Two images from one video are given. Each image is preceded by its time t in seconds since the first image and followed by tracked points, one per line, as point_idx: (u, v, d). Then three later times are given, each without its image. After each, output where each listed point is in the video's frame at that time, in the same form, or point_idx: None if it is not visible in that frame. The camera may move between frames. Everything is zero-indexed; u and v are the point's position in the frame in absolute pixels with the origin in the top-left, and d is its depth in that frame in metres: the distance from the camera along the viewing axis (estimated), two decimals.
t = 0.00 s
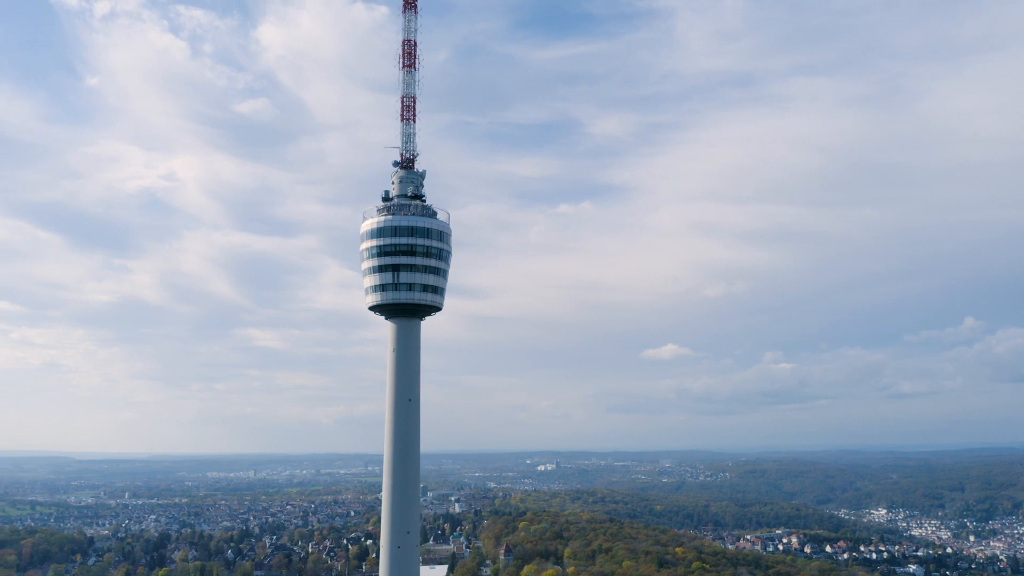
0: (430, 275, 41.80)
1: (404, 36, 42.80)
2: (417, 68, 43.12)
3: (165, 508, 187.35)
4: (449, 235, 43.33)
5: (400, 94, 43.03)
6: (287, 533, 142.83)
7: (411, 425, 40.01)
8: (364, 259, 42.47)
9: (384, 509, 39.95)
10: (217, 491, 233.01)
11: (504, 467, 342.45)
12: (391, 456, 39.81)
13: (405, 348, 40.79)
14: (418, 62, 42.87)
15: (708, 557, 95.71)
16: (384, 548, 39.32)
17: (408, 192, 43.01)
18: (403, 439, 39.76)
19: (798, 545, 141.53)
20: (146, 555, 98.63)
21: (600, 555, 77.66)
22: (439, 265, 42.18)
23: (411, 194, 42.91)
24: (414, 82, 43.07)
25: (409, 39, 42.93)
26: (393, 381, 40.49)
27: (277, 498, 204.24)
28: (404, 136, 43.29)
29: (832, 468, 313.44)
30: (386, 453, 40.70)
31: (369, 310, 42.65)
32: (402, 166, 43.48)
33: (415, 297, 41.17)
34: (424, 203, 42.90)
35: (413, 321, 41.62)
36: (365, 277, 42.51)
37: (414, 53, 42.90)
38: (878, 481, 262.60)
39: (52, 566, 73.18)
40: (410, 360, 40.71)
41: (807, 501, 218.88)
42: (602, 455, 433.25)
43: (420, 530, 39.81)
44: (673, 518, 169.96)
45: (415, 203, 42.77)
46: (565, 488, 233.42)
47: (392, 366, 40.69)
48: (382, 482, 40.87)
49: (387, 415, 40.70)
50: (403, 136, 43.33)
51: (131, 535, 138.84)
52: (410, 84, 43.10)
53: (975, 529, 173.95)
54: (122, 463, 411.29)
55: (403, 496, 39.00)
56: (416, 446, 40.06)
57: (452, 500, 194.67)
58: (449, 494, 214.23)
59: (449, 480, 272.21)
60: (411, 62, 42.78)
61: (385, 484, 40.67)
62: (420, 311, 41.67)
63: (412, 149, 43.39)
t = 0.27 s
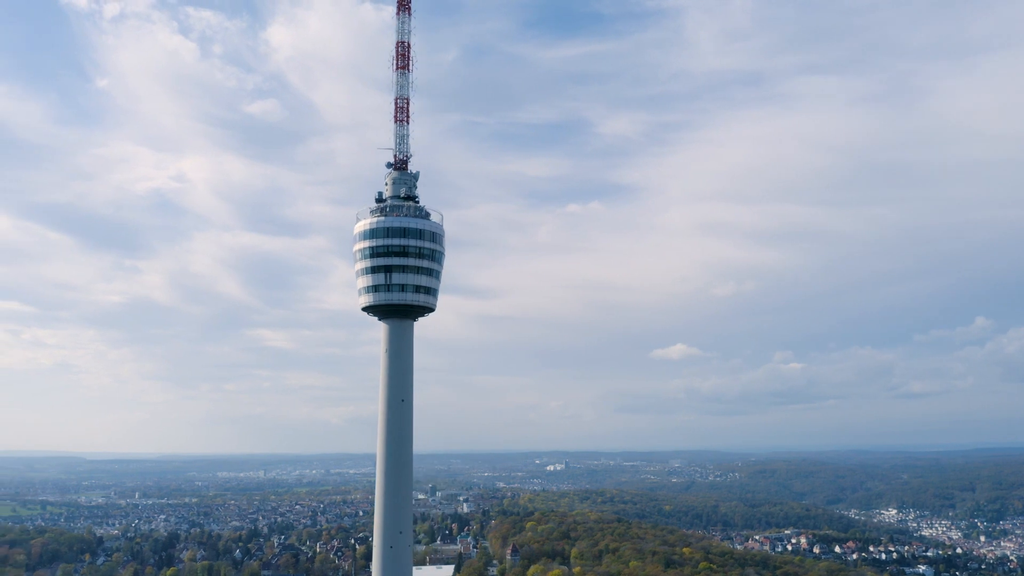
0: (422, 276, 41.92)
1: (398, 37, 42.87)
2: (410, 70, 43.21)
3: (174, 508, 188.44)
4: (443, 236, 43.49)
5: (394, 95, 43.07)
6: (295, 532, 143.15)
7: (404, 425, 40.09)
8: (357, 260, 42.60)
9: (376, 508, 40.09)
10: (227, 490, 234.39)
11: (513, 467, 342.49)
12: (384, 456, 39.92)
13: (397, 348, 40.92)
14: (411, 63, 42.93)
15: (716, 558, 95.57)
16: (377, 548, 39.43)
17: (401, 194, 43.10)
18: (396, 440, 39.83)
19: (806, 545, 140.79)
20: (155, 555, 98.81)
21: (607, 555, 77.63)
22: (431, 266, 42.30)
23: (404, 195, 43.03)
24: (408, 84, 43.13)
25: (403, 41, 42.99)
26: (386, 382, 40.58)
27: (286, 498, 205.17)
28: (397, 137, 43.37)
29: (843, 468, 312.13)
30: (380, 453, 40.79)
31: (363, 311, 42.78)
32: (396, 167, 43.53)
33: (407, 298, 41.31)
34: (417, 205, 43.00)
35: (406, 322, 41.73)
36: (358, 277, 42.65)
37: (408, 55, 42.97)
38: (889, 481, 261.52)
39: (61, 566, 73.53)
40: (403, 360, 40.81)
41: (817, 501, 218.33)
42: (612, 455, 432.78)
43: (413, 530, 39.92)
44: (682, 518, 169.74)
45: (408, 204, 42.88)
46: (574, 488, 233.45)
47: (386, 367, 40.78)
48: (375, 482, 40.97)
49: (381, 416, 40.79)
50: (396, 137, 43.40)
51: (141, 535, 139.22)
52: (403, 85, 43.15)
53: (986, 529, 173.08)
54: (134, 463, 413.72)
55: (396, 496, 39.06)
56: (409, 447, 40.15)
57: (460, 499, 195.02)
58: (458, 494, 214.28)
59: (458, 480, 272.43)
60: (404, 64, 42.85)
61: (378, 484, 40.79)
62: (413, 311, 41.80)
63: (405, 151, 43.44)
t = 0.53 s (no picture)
0: (415, 277, 41.96)
1: (391, 39, 42.90)
2: (404, 72, 43.22)
3: (183, 507, 188.97)
4: (436, 238, 43.55)
5: (387, 97, 43.11)
6: (304, 532, 143.55)
7: (396, 426, 40.16)
8: (350, 261, 42.68)
9: (369, 508, 40.15)
10: (237, 490, 235.43)
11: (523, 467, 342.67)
12: (376, 457, 39.97)
13: (390, 349, 40.96)
14: (404, 65, 42.94)
15: (724, 558, 95.44)
16: (370, 548, 39.47)
17: (393, 195, 43.13)
18: (388, 441, 39.88)
19: (815, 546, 140.27)
20: (164, 554, 99.21)
21: (614, 555, 77.62)
22: (424, 267, 42.34)
23: (397, 197, 43.09)
24: (401, 86, 43.18)
25: (396, 43, 43.03)
26: (379, 383, 40.64)
27: (295, 498, 205.76)
28: (391, 138, 43.40)
29: (853, 468, 311.04)
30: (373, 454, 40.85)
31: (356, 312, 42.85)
32: (389, 169, 43.57)
33: (400, 299, 41.36)
34: (410, 206, 43.06)
35: (398, 323, 41.78)
36: (351, 279, 42.72)
37: (401, 56, 43.02)
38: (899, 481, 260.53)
39: (69, 565, 73.91)
40: (396, 361, 40.90)
41: (826, 501, 217.83)
42: (621, 455, 432.48)
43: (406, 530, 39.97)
44: (690, 518, 169.49)
45: (402, 206, 42.93)
46: (582, 488, 233.13)
47: (378, 368, 40.83)
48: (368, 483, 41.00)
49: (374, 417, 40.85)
50: (390, 139, 43.43)
51: (149, 534, 139.70)
52: (396, 87, 43.18)
53: (997, 529, 172.19)
54: (146, 462, 416.29)
55: (388, 496, 39.10)
56: (401, 447, 40.20)
57: (468, 499, 195.18)
58: (465, 494, 214.23)
59: (467, 480, 272.74)
60: (397, 65, 42.87)
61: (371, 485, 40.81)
62: (405, 312, 41.82)
63: (398, 152, 43.48)
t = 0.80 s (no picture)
0: (407, 278, 42.11)
1: (385, 41, 43.02)
2: (398, 73, 43.34)
3: (193, 507, 189.36)
4: (429, 239, 43.73)
5: (381, 98, 43.26)
6: (312, 532, 143.80)
7: (389, 427, 40.28)
8: (343, 262, 42.82)
9: (362, 509, 40.26)
10: (246, 489, 236.35)
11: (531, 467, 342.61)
12: (369, 457, 40.08)
13: (383, 350, 41.08)
14: (398, 66, 43.09)
15: (731, 558, 95.35)
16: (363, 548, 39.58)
17: (387, 196, 43.29)
18: (381, 441, 40.03)
19: (824, 546, 139.74)
20: (173, 554, 99.10)
21: (620, 555, 77.61)
22: (416, 267, 42.48)
23: (390, 198, 43.21)
24: (395, 87, 43.30)
25: (390, 45, 43.16)
26: (372, 384, 40.77)
27: (304, 497, 206.13)
28: (384, 140, 43.54)
29: (863, 468, 309.95)
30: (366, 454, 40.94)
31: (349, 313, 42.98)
32: (383, 170, 43.71)
33: (392, 300, 41.51)
34: (403, 207, 43.22)
35: (391, 324, 41.92)
36: (344, 279, 42.85)
37: (395, 58, 43.15)
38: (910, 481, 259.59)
39: (78, 564, 74.22)
40: (389, 362, 41.02)
41: (836, 501, 217.15)
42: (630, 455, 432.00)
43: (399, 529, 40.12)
44: (699, 519, 169.21)
45: (395, 207, 43.07)
46: (591, 488, 232.92)
47: (371, 368, 40.95)
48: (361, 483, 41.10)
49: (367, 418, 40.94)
50: (383, 140, 43.58)
51: (158, 534, 139.98)
52: (390, 88, 43.32)
53: (1007, 529, 171.38)
54: (156, 462, 417.51)
55: (380, 495, 39.17)
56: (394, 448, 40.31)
57: (476, 499, 195.30)
58: (473, 493, 214.21)
59: (475, 480, 273.06)
60: (391, 67, 43.02)
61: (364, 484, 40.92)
62: (398, 313, 41.96)
63: (392, 153, 43.61)
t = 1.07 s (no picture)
0: (400, 279, 42.10)
1: (378, 43, 43.10)
2: (391, 75, 43.40)
3: (202, 507, 189.72)
4: (422, 240, 43.77)
5: (374, 100, 43.33)
6: (320, 532, 144.13)
7: (381, 428, 40.30)
8: (336, 263, 42.92)
9: (354, 509, 40.36)
10: (256, 489, 237.26)
11: (540, 467, 342.64)
12: (362, 459, 40.14)
13: (376, 350, 41.13)
14: (391, 68, 43.14)
15: (739, 558, 95.25)
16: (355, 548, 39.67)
17: (380, 198, 43.32)
18: (374, 442, 40.10)
19: (832, 547, 138.92)
20: (181, 554, 99.31)
21: (627, 555, 77.56)
22: (409, 269, 42.49)
23: (383, 199, 43.28)
24: (388, 89, 43.36)
25: (383, 46, 43.24)
26: (365, 385, 40.78)
27: (314, 497, 206.48)
28: (378, 141, 43.56)
29: (873, 468, 308.87)
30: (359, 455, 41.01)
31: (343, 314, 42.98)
32: (376, 171, 43.75)
33: (385, 300, 41.55)
34: (396, 208, 43.28)
35: (384, 325, 41.94)
36: (337, 281, 42.98)
37: (388, 59, 43.22)
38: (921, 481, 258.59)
39: (86, 564, 74.50)
40: (382, 362, 41.04)
41: (846, 502, 216.61)
42: (639, 455, 431.37)
43: (391, 529, 40.21)
44: (708, 518, 169.10)
45: (388, 208, 43.12)
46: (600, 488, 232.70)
47: (364, 370, 40.96)
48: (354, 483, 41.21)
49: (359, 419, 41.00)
50: (377, 142, 43.61)
51: (167, 534, 140.51)
52: (383, 90, 43.39)
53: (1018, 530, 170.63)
54: (167, 462, 419.17)
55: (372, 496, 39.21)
56: (386, 448, 40.33)
57: (484, 500, 195.44)
58: (482, 493, 214.01)
59: (485, 480, 273.33)
60: (384, 68, 43.05)
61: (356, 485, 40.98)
62: (391, 314, 41.98)
63: (385, 154, 43.63)
